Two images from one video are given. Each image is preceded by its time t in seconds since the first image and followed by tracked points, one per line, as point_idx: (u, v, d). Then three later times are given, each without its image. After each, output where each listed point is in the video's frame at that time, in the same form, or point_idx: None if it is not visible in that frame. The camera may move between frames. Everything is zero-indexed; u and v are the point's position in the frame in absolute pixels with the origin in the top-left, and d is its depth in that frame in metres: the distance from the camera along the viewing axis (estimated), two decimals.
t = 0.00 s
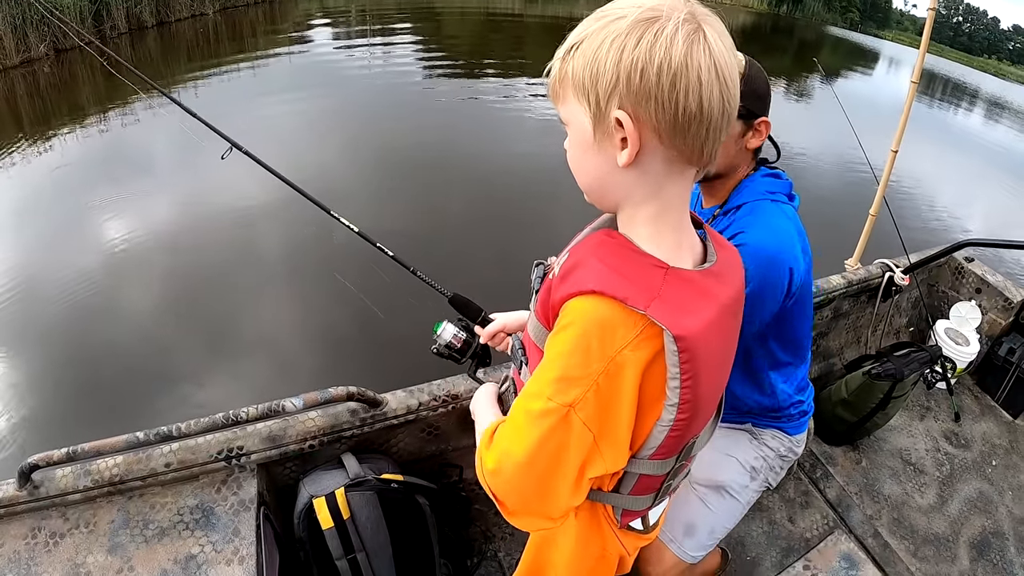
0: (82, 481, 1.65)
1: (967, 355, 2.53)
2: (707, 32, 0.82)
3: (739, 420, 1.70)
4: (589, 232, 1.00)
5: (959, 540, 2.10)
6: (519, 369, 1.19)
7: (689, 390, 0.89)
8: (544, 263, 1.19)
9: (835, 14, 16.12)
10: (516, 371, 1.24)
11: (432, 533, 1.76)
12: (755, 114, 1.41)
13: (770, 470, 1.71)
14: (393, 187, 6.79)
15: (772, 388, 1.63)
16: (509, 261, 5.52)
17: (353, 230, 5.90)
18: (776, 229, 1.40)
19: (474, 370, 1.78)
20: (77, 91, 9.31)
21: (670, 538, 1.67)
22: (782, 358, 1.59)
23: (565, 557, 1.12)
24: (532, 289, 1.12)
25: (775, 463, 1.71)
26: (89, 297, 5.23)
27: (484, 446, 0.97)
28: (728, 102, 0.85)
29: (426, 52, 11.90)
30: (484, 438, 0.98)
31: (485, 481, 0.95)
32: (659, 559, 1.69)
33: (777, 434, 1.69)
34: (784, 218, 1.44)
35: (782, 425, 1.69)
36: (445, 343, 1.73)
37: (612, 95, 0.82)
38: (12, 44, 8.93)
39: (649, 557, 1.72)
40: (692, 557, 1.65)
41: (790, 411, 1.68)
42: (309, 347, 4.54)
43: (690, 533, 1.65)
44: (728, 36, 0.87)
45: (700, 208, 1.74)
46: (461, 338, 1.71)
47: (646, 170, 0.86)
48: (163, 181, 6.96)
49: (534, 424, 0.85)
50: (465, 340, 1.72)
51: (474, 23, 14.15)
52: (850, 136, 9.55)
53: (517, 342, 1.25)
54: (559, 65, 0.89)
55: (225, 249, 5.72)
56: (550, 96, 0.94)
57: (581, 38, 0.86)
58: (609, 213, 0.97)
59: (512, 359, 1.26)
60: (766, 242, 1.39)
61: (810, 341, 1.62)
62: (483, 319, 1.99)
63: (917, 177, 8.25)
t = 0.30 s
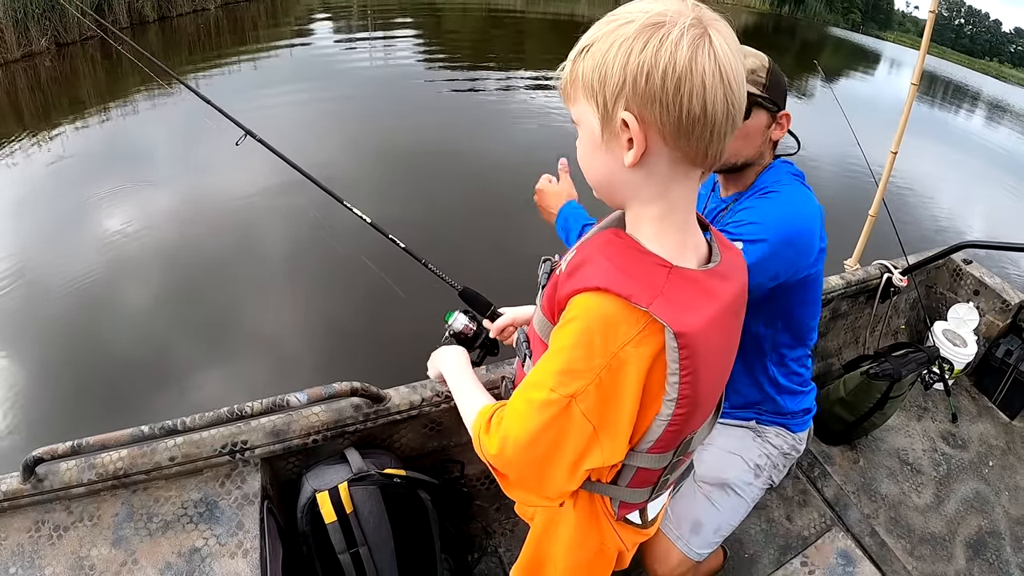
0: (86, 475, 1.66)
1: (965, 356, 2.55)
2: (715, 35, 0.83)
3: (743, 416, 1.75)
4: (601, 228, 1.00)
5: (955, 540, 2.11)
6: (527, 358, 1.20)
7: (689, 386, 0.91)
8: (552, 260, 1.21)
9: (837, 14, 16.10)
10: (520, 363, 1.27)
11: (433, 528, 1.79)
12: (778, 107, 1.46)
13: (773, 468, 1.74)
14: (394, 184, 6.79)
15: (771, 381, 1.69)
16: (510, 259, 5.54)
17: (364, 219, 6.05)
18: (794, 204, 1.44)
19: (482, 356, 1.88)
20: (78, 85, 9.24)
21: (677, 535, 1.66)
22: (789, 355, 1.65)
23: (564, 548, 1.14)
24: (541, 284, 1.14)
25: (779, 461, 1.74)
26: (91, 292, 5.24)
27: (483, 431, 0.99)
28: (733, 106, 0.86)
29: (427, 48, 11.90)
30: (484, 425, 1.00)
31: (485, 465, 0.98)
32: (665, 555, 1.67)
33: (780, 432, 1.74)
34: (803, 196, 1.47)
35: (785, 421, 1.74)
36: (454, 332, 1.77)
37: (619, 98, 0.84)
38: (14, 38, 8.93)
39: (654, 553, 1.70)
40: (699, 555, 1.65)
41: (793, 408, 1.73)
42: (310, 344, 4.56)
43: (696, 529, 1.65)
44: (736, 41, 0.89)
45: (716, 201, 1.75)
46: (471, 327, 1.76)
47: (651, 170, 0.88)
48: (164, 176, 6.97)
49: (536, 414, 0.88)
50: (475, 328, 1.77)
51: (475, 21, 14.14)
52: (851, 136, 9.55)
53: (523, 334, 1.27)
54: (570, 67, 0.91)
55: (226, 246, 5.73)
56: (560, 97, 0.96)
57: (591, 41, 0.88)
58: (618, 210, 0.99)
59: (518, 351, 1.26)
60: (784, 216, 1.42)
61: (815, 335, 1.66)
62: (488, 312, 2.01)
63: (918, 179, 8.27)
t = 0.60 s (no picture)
0: (87, 472, 1.67)
1: (964, 357, 2.55)
2: (706, 37, 0.84)
3: (754, 417, 1.75)
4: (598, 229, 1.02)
5: (953, 540, 2.12)
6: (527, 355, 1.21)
7: (682, 383, 0.92)
8: (552, 261, 1.23)
9: (838, 14, 16.11)
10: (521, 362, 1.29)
11: (433, 526, 1.79)
12: (750, 115, 1.47)
13: (781, 469, 1.75)
14: (395, 182, 6.79)
15: (777, 384, 1.69)
16: (510, 258, 5.54)
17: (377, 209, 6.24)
18: (789, 217, 1.41)
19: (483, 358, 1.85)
20: (79, 82, 9.25)
21: (685, 526, 1.67)
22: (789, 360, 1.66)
23: (561, 545, 1.14)
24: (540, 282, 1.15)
25: (787, 462, 1.75)
26: (91, 290, 5.25)
27: (483, 430, 1.01)
28: (726, 106, 0.87)
29: (428, 47, 11.89)
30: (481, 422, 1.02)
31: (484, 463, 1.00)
32: (671, 545, 1.67)
33: (789, 433, 1.74)
34: (797, 208, 1.46)
35: (794, 425, 1.74)
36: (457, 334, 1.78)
37: (612, 99, 0.84)
38: (14, 35, 8.94)
39: (659, 545, 1.69)
40: (703, 547, 1.65)
41: (801, 411, 1.74)
42: (310, 342, 4.57)
43: (704, 521, 1.66)
44: (730, 42, 0.89)
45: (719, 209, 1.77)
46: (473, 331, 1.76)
47: (645, 170, 0.89)
48: (164, 175, 6.97)
49: (532, 412, 0.89)
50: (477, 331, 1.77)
51: (476, 19, 14.12)
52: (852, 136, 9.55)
53: (523, 333, 1.29)
54: (566, 68, 0.91)
55: (227, 244, 5.74)
56: (557, 97, 0.97)
57: (587, 43, 0.89)
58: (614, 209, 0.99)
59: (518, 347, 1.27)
60: (778, 231, 1.39)
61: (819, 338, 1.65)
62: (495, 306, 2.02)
63: (918, 180, 8.27)
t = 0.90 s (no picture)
0: (90, 471, 1.68)
1: (964, 356, 2.56)
2: (701, 37, 0.84)
3: (752, 423, 1.74)
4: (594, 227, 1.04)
5: (953, 539, 2.13)
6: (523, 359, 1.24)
7: (681, 381, 0.93)
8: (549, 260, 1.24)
9: (840, 14, 16.10)
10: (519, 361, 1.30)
11: (435, 524, 1.80)
12: (740, 123, 1.52)
13: (780, 475, 1.73)
14: (396, 182, 6.79)
15: (774, 390, 1.67)
16: (511, 257, 5.54)
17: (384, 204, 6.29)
18: (764, 225, 1.40)
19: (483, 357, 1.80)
20: (81, 81, 9.27)
21: (678, 527, 1.69)
22: (782, 366, 1.64)
23: (564, 543, 1.15)
24: (538, 282, 1.17)
25: (786, 469, 1.73)
26: (92, 290, 5.26)
27: (485, 434, 1.02)
28: (722, 106, 0.87)
29: (430, 46, 11.89)
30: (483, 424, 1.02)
31: (485, 467, 1.00)
32: (663, 546, 1.70)
33: (789, 441, 1.72)
34: (775, 214, 1.44)
35: (793, 433, 1.72)
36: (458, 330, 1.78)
37: (608, 99, 0.85)
38: (16, 35, 8.94)
39: (653, 544, 1.73)
40: (697, 549, 1.68)
41: (801, 419, 1.71)
42: (311, 342, 4.58)
43: (697, 523, 1.68)
44: (726, 42, 0.89)
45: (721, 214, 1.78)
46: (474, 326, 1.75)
47: (640, 170, 0.89)
48: (166, 174, 6.98)
49: (534, 413, 0.89)
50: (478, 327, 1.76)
51: (478, 19, 14.10)
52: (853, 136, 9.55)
53: (521, 333, 1.30)
54: (562, 69, 0.92)
55: (228, 243, 5.74)
56: (554, 98, 0.98)
57: (583, 44, 0.89)
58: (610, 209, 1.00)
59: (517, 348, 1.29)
60: (748, 240, 1.39)
61: (813, 340, 1.61)
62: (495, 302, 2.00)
63: (920, 180, 8.27)
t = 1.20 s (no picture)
0: (94, 469, 1.68)
1: (970, 358, 2.54)
2: (702, 35, 0.84)
3: (752, 421, 1.73)
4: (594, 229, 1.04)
5: (958, 541, 2.12)
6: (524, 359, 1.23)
7: (686, 383, 0.92)
8: (547, 263, 1.26)
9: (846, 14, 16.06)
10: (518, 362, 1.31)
11: (439, 524, 1.80)
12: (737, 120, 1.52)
13: (779, 475, 1.73)
14: (400, 182, 6.79)
15: (774, 388, 1.67)
16: (515, 257, 5.53)
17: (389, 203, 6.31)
18: (768, 223, 1.39)
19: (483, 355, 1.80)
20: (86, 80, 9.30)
21: (674, 524, 1.67)
22: (783, 365, 1.63)
23: (567, 546, 1.15)
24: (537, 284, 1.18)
25: (785, 468, 1.72)
26: (97, 287, 5.27)
27: (481, 437, 1.01)
28: (724, 104, 0.86)
29: (435, 45, 11.89)
30: (482, 426, 1.02)
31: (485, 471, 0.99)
32: (658, 543, 1.68)
33: (789, 440, 1.71)
34: (779, 213, 1.43)
35: (794, 432, 1.71)
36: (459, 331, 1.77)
37: (608, 99, 0.85)
38: (22, 33, 8.98)
39: (647, 541, 1.70)
40: (692, 546, 1.66)
41: (801, 419, 1.70)
42: (314, 341, 4.58)
43: (693, 520, 1.66)
44: (727, 39, 0.89)
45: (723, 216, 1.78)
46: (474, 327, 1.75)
47: (642, 170, 0.89)
48: (171, 173, 6.99)
49: (534, 416, 0.89)
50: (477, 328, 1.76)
51: (484, 18, 14.08)
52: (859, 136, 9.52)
53: (520, 336, 1.31)
54: (563, 69, 0.92)
55: (233, 242, 5.75)
56: (554, 98, 0.98)
57: (583, 43, 0.89)
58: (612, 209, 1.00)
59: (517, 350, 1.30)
60: (749, 239, 1.38)
61: (815, 339, 1.60)
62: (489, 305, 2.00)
63: (926, 180, 8.23)
